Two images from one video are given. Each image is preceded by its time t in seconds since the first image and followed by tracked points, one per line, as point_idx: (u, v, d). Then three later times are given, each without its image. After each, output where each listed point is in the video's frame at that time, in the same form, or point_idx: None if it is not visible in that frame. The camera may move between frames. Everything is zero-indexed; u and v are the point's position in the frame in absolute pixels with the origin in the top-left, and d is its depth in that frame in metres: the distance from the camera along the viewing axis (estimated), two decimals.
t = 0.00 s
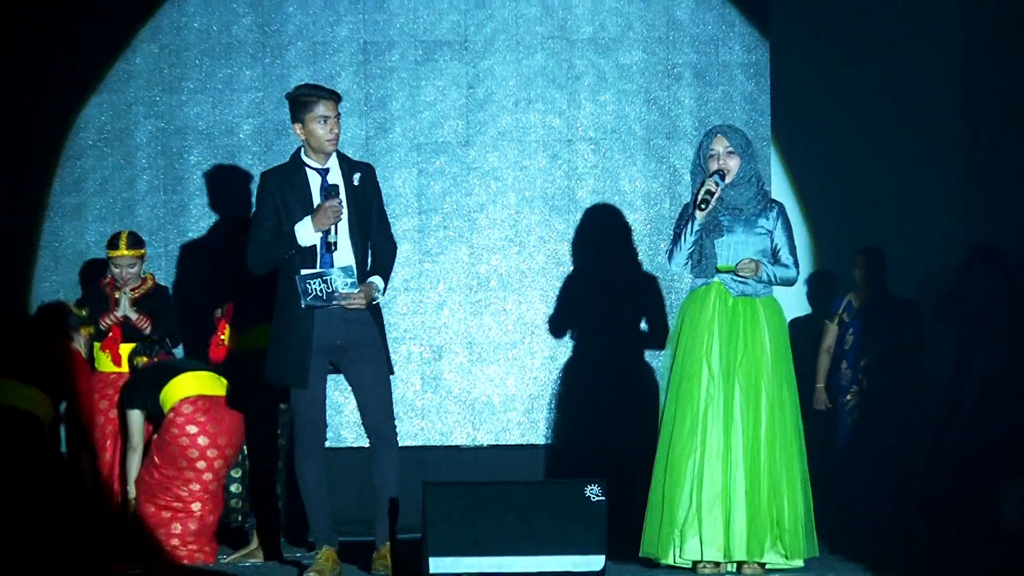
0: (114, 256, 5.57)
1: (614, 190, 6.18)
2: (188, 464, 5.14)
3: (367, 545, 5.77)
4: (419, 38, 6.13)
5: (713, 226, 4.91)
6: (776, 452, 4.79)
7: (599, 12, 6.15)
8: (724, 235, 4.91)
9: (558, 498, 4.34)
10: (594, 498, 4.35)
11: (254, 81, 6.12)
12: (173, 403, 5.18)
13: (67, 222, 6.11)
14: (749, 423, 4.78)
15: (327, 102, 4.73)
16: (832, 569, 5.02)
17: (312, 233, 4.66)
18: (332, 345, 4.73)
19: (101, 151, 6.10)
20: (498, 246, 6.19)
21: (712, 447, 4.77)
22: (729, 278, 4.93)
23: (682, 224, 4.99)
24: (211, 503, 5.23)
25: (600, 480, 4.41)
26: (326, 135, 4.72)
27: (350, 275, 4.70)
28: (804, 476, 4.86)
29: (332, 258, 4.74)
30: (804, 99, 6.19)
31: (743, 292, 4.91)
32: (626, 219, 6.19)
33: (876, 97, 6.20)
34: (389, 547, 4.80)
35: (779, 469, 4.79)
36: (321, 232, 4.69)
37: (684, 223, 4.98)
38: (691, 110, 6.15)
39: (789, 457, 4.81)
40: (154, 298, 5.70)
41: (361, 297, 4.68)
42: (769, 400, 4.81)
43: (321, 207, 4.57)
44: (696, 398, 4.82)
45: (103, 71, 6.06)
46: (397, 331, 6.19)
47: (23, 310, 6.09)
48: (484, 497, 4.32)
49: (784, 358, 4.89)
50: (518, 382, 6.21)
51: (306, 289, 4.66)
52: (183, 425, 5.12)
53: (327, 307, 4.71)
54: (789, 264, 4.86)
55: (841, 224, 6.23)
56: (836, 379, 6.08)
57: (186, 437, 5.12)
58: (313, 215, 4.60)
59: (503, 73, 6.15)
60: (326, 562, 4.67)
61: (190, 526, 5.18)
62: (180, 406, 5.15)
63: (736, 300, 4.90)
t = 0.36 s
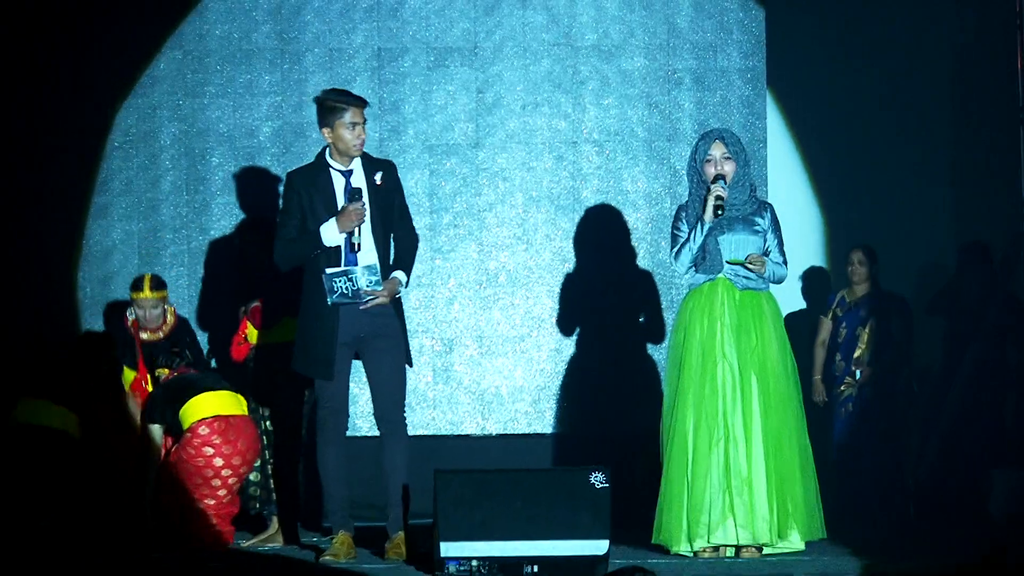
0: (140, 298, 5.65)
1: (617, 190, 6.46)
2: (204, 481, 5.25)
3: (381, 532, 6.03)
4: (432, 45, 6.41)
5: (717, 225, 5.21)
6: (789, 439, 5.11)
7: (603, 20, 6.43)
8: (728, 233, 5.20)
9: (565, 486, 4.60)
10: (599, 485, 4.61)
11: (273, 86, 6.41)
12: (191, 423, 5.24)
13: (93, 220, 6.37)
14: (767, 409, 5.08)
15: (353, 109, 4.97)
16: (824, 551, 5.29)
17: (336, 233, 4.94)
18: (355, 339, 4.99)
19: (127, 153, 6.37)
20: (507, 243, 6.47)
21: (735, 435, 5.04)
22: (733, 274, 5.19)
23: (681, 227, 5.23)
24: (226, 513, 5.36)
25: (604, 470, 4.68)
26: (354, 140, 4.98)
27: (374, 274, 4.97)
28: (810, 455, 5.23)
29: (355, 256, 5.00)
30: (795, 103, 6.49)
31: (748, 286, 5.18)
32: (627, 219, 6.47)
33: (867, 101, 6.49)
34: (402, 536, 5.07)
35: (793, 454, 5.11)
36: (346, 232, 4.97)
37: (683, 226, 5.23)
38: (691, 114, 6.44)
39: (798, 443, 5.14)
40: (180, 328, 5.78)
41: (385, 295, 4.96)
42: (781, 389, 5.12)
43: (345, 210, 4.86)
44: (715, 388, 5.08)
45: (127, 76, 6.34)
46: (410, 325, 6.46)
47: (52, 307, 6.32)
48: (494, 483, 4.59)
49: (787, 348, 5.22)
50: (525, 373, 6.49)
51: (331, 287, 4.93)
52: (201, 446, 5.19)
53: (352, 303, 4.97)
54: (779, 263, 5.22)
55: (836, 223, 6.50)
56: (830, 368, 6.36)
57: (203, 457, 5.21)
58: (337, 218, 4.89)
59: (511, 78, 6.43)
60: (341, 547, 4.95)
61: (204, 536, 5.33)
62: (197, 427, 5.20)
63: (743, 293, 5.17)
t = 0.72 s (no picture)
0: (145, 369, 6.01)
1: (621, 188, 6.54)
2: (213, 453, 5.39)
3: (388, 526, 6.09)
4: (437, 45, 6.48)
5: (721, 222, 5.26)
6: (791, 433, 5.18)
7: (606, 19, 6.51)
8: (729, 231, 5.25)
9: (570, 481, 4.66)
10: (602, 479, 4.67)
11: (280, 85, 6.47)
12: (201, 394, 5.39)
13: (103, 218, 6.45)
14: (767, 405, 5.14)
15: (389, 102, 5.03)
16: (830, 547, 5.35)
17: (361, 221, 5.01)
18: (379, 330, 5.07)
19: (136, 151, 6.45)
20: (511, 241, 6.54)
21: (735, 431, 5.11)
22: (734, 271, 5.27)
23: (684, 223, 5.30)
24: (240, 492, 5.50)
25: (608, 464, 4.73)
26: (388, 135, 5.04)
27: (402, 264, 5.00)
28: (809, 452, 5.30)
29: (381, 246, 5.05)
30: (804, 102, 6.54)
31: (748, 284, 5.26)
32: (631, 217, 6.54)
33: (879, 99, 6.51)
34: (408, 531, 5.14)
35: (794, 449, 5.18)
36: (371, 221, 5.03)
37: (687, 223, 5.30)
38: (694, 113, 6.55)
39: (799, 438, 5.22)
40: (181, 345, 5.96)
41: (411, 283, 5.00)
42: (781, 384, 5.19)
43: (372, 198, 4.92)
44: (716, 385, 5.15)
45: (134, 75, 6.43)
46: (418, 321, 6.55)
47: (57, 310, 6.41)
48: (500, 479, 4.65)
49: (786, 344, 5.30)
50: (530, 369, 6.56)
51: (358, 267, 5.00)
52: (210, 417, 5.36)
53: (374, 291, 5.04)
54: (780, 262, 5.28)
55: (842, 221, 6.61)
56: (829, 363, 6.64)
57: (211, 428, 5.36)
58: (364, 205, 4.96)
59: (516, 78, 6.50)
60: (348, 541, 5.01)
61: (221, 517, 5.44)
62: (207, 398, 5.37)
63: (742, 291, 5.25)
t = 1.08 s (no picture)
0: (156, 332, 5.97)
1: (619, 188, 6.66)
2: (221, 408, 5.57)
3: (392, 519, 6.25)
4: (439, 48, 6.62)
5: (707, 222, 5.39)
6: (771, 431, 5.31)
7: (605, 23, 6.64)
8: (717, 231, 5.39)
9: (569, 477, 4.80)
10: (600, 474, 4.80)
11: (286, 88, 6.61)
12: (206, 348, 5.58)
13: (113, 218, 6.60)
14: (748, 403, 5.26)
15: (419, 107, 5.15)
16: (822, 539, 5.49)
17: (380, 223, 5.13)
18: (399, 329, 5.20)
19: (144, 153, 6.59)
20: (511, 240, 6.68)
21: (714, 426, 5.25)
22: (723, 271, 5.42)
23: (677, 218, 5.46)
24: (253, 445, 5.69)
25: (607, 459, 4.86)
26: (416, 140, 5.17)
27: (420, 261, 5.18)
28: (793, 449, 5.42)
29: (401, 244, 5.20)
30: (802, 104, 6.66)
31: (736, 284, 5.41)
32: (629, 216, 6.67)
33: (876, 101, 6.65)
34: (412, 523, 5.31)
35: (774, 446, 5.30)
36: (390, 223, 5.16)
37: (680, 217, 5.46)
38: (691, 115, 6.65)
39: (780, 436, 5.33)
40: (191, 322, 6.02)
41: (425, 282, 5.14)
42: (763, 383, 5.31)
43: (392, 201, 5.06)
44: (698, 380, 5.30)
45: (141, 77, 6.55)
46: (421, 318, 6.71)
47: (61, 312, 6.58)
48: (501, 473, 4.78)
49: (773, 344, 5.41)
50: (530, 366, 6.70)
51: (376, 263, 5.16)
52: (215, 370, 5.55)
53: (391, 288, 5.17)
54: (776, 261, 5.40)
55: (843, 222, 6.70)
56: (831, 360, 6.65)
57: (217, 381, 5.55)
58: (384, 207, 5.09)
59: (516, 80, 6.64)
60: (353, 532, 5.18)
61: (235, 472, 5.64)
62: (212, 351, 5.56)
63: (730, 291, 5.40)
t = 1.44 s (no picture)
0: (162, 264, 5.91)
1: (617, 188, 6.67)
2: (230, 398, 5.61)
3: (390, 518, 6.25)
4: (438, 48, 6.62)
5: (702, 224, 5.41)
6: (763, 435, 5.30)
7: (604, 23, 6.64)
8: (712, 233, 5.40)
9: (567, 476, 4.80)
10: (599, 473, 4.80)
11: (284, 87, 6.61)
12: (213, 339, 5.62)
13: (111, 218, 6.59)
14: (736, 407, 5.27)
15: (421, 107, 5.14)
16: (821, 539, 5.49)
17: (380, 222, 5.12)
18: (397, 329, 5.20)
19: (142, 153, 6.58)
20: (510, 240, 6.68)
21: (699, 430, 5.27)
22: (716, 273, 5.41)
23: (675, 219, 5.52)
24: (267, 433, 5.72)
25: (605, 458, 4.87)
26: (418, 140, 5.16)
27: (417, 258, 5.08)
28: (788, 452, 5.39)
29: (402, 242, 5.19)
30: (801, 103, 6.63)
31: (731, 285, 5.39)
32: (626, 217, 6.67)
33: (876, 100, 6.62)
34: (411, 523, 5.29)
35: (766, 449, 5.29)
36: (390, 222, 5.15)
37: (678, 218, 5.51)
38: (689, 114, 6.66)
39: (772, 439, 5.32)
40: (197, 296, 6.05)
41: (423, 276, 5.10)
42: (755, 386, 5.31)
43: (392, 201, 5.06)
44: (686, 383, 5.31)
45: (139, 77, 6.54)
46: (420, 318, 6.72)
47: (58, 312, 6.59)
48: (499, 473, 4.78)
49: (768, 346, 5.39)
50: (528, 366, 6.69)
51: (372, 264, 5.06)
52: (222, 360, 5.59)
53: (392, 288, 5.15)
54: (773, 259, 5.34)
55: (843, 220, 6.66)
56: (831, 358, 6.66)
57: (224, 371, 5.60)
58: (383, 207, 5.09)
59: (515, 80, 6.64)
60: (350, 532, 5.18)
61: (249, 460, 5.66)
62: (218, 342, 5.60)
63: (722, 294, 5.38)
